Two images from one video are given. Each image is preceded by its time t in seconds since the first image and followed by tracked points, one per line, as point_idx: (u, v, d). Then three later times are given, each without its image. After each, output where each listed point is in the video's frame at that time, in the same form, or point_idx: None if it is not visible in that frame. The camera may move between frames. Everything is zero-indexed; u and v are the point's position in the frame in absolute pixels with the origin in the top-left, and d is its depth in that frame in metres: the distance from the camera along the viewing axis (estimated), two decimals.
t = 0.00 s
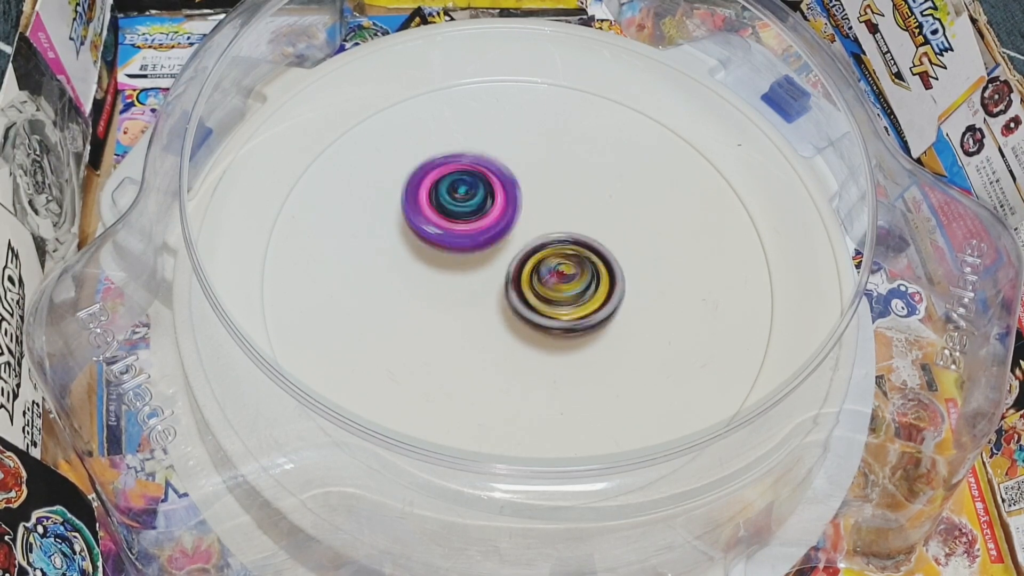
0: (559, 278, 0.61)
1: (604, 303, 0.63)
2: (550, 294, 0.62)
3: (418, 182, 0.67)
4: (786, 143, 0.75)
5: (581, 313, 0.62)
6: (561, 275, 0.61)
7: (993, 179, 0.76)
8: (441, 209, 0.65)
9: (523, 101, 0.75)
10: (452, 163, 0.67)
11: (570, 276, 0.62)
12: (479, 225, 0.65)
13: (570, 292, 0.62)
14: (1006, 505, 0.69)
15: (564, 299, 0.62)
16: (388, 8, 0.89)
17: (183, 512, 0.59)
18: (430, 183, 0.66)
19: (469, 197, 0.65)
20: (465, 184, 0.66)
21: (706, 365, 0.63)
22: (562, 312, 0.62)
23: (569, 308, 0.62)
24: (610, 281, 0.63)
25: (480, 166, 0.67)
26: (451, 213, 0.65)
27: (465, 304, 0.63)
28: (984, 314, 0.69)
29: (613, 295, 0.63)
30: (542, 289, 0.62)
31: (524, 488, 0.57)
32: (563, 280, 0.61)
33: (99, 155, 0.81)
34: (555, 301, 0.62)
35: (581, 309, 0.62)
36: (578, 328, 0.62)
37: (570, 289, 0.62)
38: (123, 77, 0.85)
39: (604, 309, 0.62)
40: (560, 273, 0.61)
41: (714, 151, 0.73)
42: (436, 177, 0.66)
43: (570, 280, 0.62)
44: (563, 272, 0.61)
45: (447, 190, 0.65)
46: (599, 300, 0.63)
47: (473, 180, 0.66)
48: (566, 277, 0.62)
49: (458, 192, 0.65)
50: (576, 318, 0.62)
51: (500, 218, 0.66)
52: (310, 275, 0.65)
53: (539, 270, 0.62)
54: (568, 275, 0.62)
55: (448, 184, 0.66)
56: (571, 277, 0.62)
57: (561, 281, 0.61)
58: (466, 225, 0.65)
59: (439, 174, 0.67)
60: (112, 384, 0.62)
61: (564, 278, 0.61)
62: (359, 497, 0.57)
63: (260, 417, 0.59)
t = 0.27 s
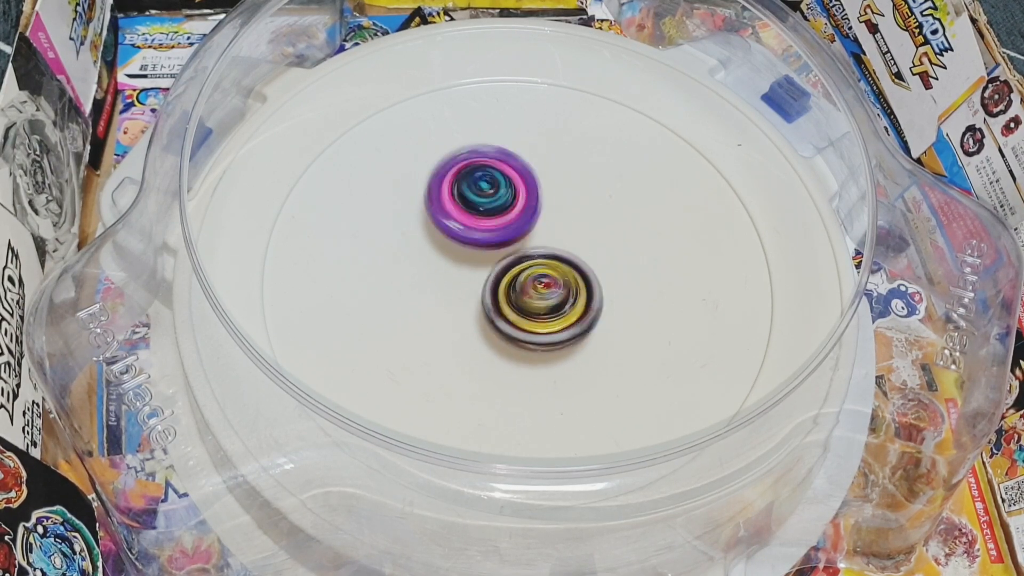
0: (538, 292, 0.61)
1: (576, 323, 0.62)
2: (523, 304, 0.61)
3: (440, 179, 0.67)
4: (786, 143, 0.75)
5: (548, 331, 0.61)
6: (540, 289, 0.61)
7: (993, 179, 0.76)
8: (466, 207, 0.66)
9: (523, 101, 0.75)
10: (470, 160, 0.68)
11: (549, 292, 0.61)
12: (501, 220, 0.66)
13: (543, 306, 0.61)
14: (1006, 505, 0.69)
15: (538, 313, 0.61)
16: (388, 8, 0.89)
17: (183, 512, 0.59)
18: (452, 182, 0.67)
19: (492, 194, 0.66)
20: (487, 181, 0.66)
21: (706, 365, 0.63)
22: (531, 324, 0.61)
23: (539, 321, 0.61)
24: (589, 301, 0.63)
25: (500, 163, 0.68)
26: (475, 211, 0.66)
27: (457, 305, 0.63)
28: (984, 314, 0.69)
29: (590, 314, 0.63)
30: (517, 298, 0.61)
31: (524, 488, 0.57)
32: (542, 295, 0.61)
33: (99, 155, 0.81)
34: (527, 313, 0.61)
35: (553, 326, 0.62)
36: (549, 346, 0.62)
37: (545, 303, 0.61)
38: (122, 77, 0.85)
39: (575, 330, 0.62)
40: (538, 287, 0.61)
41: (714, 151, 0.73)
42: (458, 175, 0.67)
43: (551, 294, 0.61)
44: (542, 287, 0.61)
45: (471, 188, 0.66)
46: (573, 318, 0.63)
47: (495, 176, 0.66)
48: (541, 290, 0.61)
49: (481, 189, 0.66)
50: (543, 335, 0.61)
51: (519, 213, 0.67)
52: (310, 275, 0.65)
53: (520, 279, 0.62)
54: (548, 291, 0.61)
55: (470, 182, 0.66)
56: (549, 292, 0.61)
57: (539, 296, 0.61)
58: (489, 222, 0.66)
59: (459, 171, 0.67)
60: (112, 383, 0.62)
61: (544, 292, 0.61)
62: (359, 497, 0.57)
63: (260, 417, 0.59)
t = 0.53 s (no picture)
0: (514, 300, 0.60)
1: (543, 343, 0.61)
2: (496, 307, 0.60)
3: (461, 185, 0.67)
4: (786, 143, 0.75)
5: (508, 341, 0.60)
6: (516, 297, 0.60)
7: (993, 179, 0.76)
8: (496, 211, 0.66)
9: (523, 101, 0.75)
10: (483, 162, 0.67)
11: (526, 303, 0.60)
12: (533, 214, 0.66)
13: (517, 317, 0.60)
14: (1005, 505, 0.69)
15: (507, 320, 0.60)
16: (388, 8, 0.89)
17: (183, 512, 0.59)
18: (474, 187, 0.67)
19: (518, 190, 0.66)
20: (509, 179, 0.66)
21: (706, 365, 0.63)
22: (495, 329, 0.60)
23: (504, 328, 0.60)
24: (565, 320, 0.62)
25: (514, 158, 0.68)
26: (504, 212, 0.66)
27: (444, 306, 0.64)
28: (984, 314, 0.69)
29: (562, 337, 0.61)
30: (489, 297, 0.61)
31: (524, 488, 0.56)
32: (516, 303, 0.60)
33: (99, 155, 0.80)
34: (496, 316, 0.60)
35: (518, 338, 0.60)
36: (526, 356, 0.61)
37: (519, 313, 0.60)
38: (122, 77, 0.85)
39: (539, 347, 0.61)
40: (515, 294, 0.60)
41: (715, 151, 0.73)
42: (478, 182, 0.67)
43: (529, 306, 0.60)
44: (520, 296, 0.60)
45: (496, 190, 0.66)
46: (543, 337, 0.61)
47: (517, 171, 0.66)
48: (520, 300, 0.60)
49: (507, 188, 0.66)
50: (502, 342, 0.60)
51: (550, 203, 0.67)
52: (310, 275, 0.65)
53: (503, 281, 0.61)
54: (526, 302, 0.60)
55: (494, 183, 0.66)
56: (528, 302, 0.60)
57: (513, 303, 0.60)
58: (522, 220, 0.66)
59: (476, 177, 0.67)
60: (112, 383, 0.61)
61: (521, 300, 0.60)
62: (359, 497, 0.57)
63: (260, 417, 0.59)
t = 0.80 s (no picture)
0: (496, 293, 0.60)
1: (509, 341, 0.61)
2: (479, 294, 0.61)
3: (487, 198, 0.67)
4: (786, 142, 0.75)
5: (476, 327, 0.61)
6: (500, 290, 0.60)
7: (993, 179, 0.76)
8: (529, 217, 0.66)
9: (523, 101, 0.75)
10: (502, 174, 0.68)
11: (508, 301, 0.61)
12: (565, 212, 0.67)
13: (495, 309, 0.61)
14: (1005, 505, 0.69)
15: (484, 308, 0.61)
16: (388, 8, 0.89)
17: (183, 512, 0.59)
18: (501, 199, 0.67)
19: (544, 192, 0.66)
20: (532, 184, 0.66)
21: (706, 365, 0.63)
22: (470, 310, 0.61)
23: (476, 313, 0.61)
24: (542, 323, 0.62)
25: (531, 162, 0.68)
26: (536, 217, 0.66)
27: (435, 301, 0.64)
28: (984, 314, 0.69)
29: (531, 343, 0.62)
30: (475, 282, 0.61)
31: (524, 488, 0.57)
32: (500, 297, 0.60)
33: (99, 155, 0.80)
34: (475, 301, 0.61)
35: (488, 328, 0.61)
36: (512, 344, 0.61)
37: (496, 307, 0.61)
38: (122, 77, 0.85)
39: (505, 344, 0.61)
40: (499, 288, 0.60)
41: (715, 151, 0.73)
42: (504, 201, 0.67)
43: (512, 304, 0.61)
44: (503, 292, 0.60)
45: (522, 197, 0.66)
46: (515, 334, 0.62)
47: (536, 174, 0.66)
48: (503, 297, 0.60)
49: (531, 192, 0.66)
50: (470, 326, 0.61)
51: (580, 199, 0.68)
52: (309, 275, 0.65)
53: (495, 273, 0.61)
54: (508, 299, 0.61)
55: (517, 191, 0.66)
56: (510, 300, 0.60)
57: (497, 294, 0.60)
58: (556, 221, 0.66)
59: (499, 189, 0.67)
60: (112, 384, 0.62)
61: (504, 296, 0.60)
62: (359, 497, 0.57)
63: (260, 417, 0.59)
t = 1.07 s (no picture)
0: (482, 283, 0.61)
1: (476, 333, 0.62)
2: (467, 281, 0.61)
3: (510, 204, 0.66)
4: (786, 142, 0.75)
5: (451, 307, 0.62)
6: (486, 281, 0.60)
7: (993, 179, 0.76)
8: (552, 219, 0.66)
9: (523, 101, 0.75)
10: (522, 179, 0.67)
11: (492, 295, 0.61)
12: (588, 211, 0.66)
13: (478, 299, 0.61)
14: (1005, 505, 0.69)
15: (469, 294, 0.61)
16: (388, 8, 0.89)
17: (183, 512, 0.59)
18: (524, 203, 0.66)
19: (565, 194, 0.66)
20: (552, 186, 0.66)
21: (706, 365, 0.63)
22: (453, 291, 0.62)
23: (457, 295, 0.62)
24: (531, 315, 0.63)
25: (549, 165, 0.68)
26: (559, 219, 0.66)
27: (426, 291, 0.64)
28: (983, 314, 0.69)
29: (497, 343, 0.62)
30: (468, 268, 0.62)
31: (524, 488, 0.56)
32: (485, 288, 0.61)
33: (99, 155, 0.80)
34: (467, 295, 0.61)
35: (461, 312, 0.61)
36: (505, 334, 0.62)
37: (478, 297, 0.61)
38: (122, 77, 0.85)
39: (473, 332, 0.61)
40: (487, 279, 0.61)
41: (715, 151, 0.73)
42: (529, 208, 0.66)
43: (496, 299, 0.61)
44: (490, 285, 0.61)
45: (545, 201, 0.66)
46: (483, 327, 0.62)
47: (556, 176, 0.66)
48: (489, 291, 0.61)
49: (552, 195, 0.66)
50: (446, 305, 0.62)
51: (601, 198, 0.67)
52: (309, 275, 0.65)
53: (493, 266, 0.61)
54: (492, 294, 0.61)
55: (538, 194, 0.66)
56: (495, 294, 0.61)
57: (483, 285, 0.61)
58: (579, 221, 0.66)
59: (520, 193, 0.67)
60: (112, 383, 0.62)
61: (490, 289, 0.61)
62: (359, 497, 0.57)
63: (260, 417, 0.59)
